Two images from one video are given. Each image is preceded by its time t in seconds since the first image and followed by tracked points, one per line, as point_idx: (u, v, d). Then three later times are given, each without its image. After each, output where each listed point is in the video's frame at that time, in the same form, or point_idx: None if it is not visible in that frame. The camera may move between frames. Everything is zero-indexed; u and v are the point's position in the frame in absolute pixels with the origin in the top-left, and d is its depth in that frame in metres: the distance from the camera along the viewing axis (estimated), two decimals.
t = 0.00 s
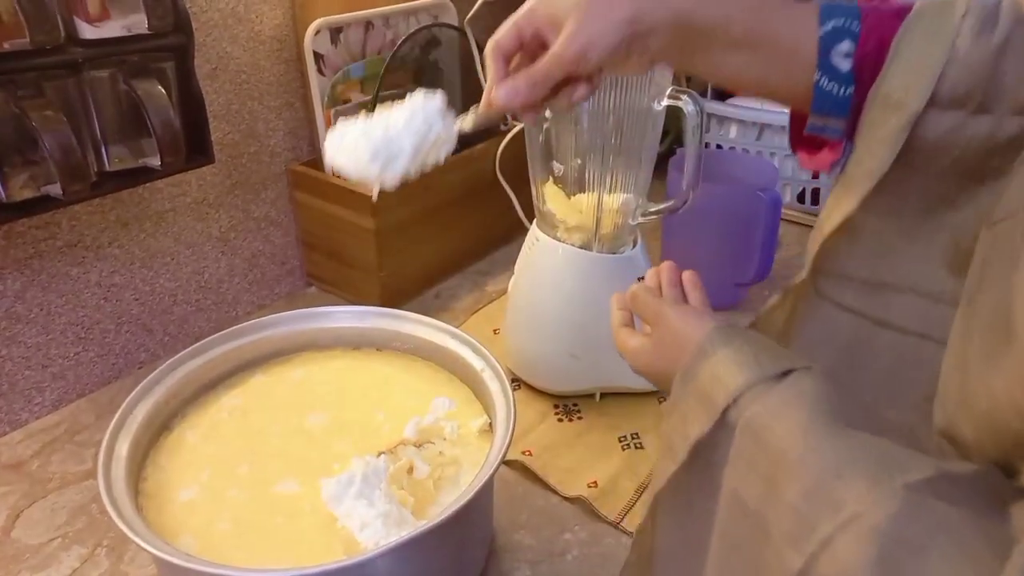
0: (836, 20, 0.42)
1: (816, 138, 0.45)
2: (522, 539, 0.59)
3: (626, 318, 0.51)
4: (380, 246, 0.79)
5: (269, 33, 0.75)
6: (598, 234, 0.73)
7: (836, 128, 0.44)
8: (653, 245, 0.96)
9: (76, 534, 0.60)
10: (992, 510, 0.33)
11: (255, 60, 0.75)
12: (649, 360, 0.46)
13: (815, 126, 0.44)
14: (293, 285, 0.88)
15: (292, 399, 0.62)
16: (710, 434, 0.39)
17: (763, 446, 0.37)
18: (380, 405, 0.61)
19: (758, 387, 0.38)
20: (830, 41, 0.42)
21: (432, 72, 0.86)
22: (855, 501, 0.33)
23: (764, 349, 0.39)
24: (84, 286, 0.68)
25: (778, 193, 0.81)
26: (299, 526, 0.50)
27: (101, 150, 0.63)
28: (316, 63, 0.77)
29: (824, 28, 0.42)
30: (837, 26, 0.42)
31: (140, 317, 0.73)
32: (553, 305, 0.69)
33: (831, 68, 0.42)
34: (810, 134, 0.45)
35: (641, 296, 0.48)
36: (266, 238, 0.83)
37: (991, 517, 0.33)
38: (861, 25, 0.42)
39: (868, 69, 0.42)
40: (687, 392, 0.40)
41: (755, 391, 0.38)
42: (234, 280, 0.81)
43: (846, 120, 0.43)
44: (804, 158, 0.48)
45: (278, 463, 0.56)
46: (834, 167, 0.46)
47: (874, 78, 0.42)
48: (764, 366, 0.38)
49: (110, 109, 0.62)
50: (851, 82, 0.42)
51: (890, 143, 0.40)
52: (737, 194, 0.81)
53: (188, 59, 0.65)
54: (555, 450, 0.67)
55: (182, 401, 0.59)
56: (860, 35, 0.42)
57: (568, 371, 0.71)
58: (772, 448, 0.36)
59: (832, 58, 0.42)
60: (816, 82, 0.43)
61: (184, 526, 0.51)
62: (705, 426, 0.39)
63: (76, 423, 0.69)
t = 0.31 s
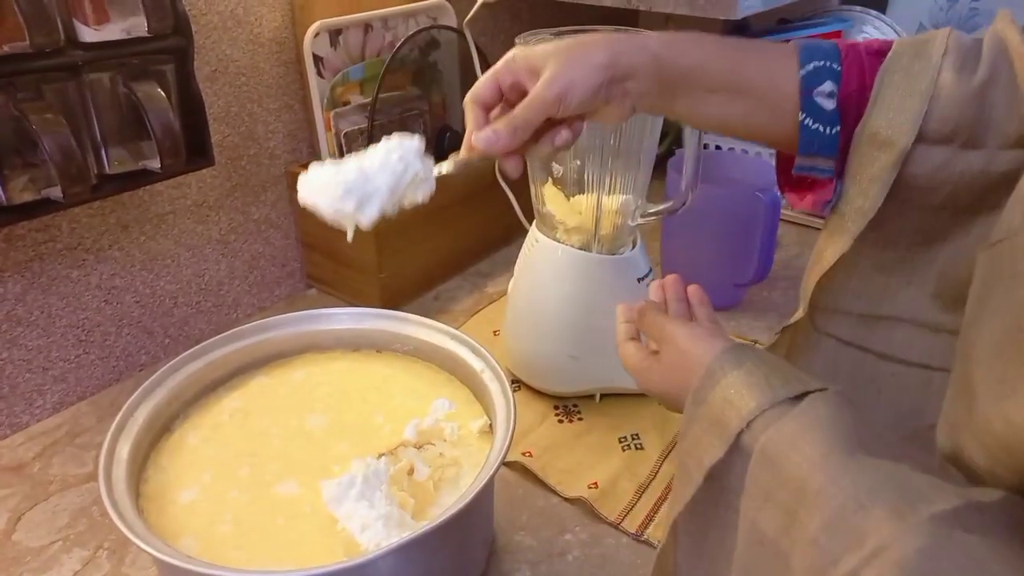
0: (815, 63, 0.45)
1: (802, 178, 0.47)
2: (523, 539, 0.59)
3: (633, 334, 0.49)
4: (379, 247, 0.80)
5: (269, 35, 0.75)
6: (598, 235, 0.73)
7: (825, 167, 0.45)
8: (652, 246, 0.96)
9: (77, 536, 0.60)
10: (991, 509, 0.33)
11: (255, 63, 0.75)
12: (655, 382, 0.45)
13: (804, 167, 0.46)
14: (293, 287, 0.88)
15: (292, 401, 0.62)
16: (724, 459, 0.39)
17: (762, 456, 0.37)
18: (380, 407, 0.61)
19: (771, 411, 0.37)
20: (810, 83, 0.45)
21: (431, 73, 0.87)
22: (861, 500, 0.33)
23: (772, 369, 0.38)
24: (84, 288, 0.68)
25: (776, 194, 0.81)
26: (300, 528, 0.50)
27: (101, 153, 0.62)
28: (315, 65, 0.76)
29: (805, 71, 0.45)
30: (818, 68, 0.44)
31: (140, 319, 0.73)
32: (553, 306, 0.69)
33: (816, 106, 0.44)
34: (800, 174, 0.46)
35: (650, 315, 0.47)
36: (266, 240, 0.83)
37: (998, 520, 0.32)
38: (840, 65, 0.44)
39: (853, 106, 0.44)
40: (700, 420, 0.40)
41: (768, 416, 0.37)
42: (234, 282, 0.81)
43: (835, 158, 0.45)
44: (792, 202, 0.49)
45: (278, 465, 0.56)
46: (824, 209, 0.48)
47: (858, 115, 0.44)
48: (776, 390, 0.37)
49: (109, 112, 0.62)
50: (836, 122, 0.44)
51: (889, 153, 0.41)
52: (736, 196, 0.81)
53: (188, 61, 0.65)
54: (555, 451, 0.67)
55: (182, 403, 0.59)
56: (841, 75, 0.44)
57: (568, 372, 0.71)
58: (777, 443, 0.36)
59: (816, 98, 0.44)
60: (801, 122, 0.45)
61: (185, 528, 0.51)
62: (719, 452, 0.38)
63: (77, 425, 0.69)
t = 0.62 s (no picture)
0: None
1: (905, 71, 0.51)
2: (525, 536, 0.59)
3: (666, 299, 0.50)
4: (381, 245, 0.80)
5: (271, 33, 0.75)
6: (600, 233, 0.72)
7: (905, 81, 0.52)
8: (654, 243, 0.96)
9: (81, 533, 0.60)
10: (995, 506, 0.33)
11: (257, 61, 0.75)
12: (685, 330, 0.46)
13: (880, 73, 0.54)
14: (296, 284, 0.88)
15: (295, 397, 0.62)
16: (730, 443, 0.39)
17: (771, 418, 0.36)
18: (382, 404, 0.61)
19: (779, 383, 0.36)
20: None
21: (434, 71, 0.87)
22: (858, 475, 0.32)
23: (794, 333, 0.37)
24: (87, 286, 0.68)
25: (779, 192, 0.81)
26: (302, 525, 0.50)
27: (104, 150, 0.63)
28: (317, 62, 0.76)
29: None
30: None
31: (143, 317, 0.73)
32: (555, 304, 0.69)
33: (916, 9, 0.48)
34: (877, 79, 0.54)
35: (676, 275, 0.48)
36: (268, 238, 0.83)
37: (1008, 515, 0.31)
38: None
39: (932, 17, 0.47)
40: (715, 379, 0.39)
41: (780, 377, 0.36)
42: (236, 280, 0.81)
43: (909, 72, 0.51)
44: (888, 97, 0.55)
45: (281, 462, 0.56)
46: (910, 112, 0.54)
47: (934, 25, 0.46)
48: (791, 354, 0.36)
49: (112, 110, 0.63)
50: (914, 26, 0.48)
51: (893, 138, 0.40)
52: (737, 192, 0.81)
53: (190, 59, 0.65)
54: (558, 448, 0.67)
55: (186, 400, 0.59)
56: None
57: (570, 369, 0.71)
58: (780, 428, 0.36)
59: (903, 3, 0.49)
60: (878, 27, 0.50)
61: (188, 524, 0.51)
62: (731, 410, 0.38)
63: (81, 422, 0.70)
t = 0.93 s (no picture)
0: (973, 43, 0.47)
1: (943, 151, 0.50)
2: (524, 538, 0.60)
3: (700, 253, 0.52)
4: (383, 247, 0.80)
5: (273, 36, 0.75)
6: (600, 235, 0.73)
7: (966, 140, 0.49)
8: (655, 246, 0.96)
9: (82, 534, 0.60)
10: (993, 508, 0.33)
11: (259, 64, 0.75)
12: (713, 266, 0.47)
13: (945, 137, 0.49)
14: (297, 287, 0.88)
15: (295, 399, 0.62)
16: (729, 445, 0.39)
17: (774, 358, 0.36)
18: (383, 406, 0.61)
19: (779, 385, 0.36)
20: (964, 64, 0.48)
21: (435, 73, 0.87)
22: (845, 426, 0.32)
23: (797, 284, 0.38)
24: (89, 288, 0.68)
25: (780, 194, 0.81)
26: (302, 527, 0.50)
27: (106, 153, 0.63)
28: (319, 66, 0.77)
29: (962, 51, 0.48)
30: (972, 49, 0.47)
31: (145, 319, 0.74)
32: (556, 306, 0.70)
33: (962, 84, 0.48)
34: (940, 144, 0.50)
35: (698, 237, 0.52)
36: (270, 240, 0.83)
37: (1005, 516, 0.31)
38: (997, 47, 0.46)
39: (999, 89, 0.47)
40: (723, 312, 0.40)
41: (783, 317, 0.37)
42: (238, 282, 0.81)
43: (976, 132, 0.48)
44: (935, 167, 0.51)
45: (281, 464, 0.56)
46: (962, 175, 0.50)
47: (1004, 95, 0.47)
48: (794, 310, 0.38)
49: (113, 112, 0.63)
50: (982, 99, 0.47)
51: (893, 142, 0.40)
52: (737, 194, 0.82)
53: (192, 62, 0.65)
54: (558, 450, 0.67)
55: (186, 402, 0.59)
56: (996, 56, 0.46)
57: (570, 372, 0.71)
58: (779, 391, 0.36)
59: (965, 78, 0.48)
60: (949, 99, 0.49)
61: (189, 526, 0.51)
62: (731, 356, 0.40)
63: (82, 424, 0.70)
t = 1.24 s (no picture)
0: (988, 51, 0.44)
1: (954, 155, 0.48)
2: (524, 537, 0.60)
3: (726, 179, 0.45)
4: (383, 246, 0.80)
5: (273, 35, 0.76)
6: (601, 234, 0.73)
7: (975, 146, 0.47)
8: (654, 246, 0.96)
9: (83, 532, 0.60)
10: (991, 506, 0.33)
11: (260, 63, 0.75)
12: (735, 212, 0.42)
13: (958, 144, 0.47)
14: (297, 285, 0.88)
15: (295, 398, 0.62)
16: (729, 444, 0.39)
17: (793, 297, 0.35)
18: (382, 405, 0.61)
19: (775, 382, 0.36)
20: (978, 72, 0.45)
21: (435, 72, 0.87)
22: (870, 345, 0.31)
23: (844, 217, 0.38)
24: (90, 286, 0.68)
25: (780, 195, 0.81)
26: (302, 525, 0.50)
27: (107, 152, 0.63)
28: (319, 65, 0.77)
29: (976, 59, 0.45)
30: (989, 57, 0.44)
31: (146, 318, 0.74)
32: (556, 305, 0.70)
33: (979, 95, 0.45)
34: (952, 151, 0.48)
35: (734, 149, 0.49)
36: (270, 239, 0.83)
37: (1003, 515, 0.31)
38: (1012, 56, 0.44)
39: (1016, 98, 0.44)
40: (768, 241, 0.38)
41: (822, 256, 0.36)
42: (238, 281, 0.81)
43: (989, 139, 0.46)
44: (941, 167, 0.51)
45: (281, 462, 0.56)
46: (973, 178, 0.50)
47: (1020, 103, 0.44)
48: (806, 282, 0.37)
49: (114, 111, 0.63)
50: (996, 108, 0.45)
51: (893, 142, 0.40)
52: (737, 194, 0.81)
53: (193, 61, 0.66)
54: (558, 449, 0.67)
55: (187, 401, 0.59)
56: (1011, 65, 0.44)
57: (570, 370, 0.71)
58: (796, 328, 0.34)
59: (981, 86, 0.45)
60: (962, 106, 0.45)
61: (189, 525, 0.51)
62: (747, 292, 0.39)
63: (83, 422, 0.70)
